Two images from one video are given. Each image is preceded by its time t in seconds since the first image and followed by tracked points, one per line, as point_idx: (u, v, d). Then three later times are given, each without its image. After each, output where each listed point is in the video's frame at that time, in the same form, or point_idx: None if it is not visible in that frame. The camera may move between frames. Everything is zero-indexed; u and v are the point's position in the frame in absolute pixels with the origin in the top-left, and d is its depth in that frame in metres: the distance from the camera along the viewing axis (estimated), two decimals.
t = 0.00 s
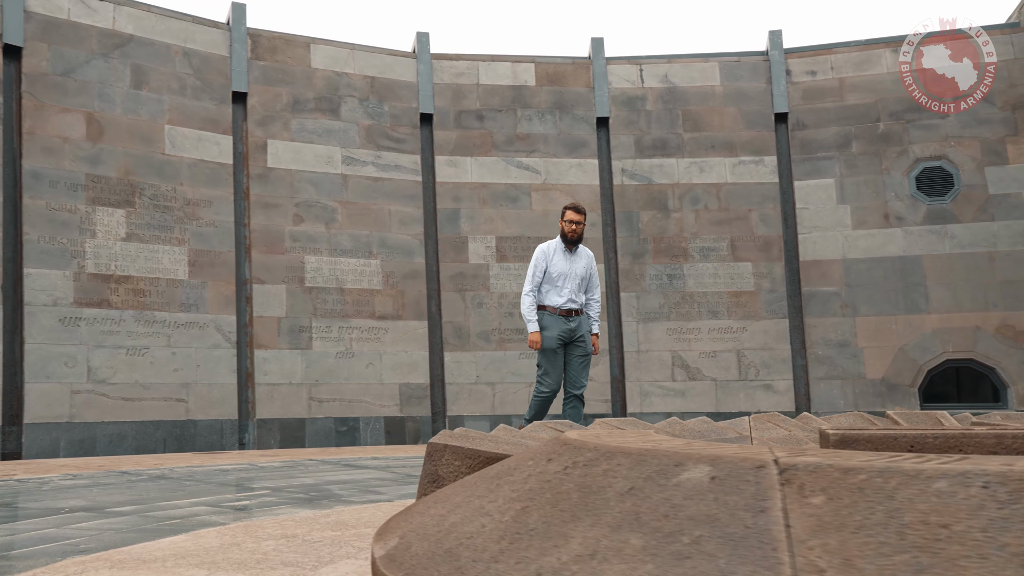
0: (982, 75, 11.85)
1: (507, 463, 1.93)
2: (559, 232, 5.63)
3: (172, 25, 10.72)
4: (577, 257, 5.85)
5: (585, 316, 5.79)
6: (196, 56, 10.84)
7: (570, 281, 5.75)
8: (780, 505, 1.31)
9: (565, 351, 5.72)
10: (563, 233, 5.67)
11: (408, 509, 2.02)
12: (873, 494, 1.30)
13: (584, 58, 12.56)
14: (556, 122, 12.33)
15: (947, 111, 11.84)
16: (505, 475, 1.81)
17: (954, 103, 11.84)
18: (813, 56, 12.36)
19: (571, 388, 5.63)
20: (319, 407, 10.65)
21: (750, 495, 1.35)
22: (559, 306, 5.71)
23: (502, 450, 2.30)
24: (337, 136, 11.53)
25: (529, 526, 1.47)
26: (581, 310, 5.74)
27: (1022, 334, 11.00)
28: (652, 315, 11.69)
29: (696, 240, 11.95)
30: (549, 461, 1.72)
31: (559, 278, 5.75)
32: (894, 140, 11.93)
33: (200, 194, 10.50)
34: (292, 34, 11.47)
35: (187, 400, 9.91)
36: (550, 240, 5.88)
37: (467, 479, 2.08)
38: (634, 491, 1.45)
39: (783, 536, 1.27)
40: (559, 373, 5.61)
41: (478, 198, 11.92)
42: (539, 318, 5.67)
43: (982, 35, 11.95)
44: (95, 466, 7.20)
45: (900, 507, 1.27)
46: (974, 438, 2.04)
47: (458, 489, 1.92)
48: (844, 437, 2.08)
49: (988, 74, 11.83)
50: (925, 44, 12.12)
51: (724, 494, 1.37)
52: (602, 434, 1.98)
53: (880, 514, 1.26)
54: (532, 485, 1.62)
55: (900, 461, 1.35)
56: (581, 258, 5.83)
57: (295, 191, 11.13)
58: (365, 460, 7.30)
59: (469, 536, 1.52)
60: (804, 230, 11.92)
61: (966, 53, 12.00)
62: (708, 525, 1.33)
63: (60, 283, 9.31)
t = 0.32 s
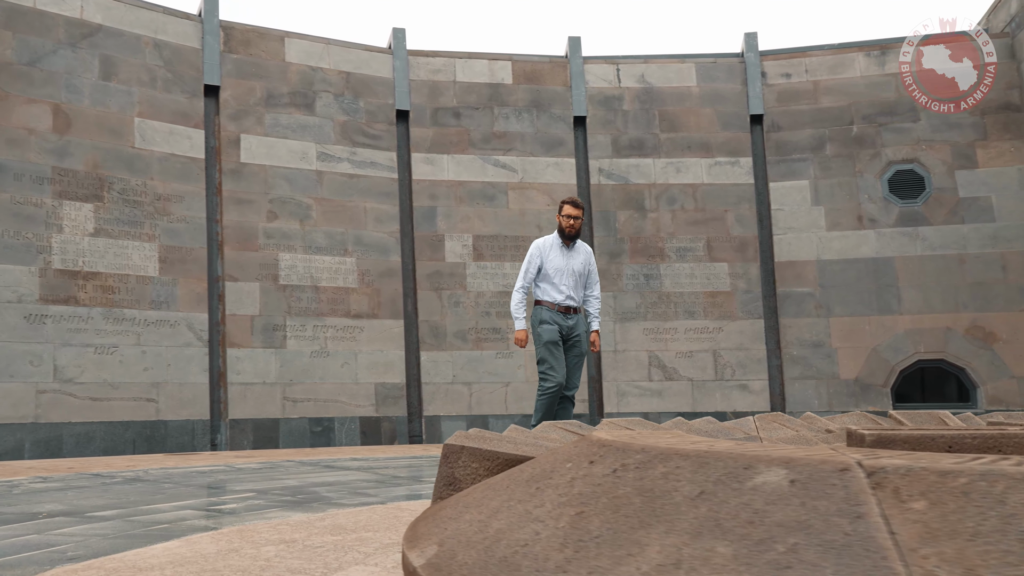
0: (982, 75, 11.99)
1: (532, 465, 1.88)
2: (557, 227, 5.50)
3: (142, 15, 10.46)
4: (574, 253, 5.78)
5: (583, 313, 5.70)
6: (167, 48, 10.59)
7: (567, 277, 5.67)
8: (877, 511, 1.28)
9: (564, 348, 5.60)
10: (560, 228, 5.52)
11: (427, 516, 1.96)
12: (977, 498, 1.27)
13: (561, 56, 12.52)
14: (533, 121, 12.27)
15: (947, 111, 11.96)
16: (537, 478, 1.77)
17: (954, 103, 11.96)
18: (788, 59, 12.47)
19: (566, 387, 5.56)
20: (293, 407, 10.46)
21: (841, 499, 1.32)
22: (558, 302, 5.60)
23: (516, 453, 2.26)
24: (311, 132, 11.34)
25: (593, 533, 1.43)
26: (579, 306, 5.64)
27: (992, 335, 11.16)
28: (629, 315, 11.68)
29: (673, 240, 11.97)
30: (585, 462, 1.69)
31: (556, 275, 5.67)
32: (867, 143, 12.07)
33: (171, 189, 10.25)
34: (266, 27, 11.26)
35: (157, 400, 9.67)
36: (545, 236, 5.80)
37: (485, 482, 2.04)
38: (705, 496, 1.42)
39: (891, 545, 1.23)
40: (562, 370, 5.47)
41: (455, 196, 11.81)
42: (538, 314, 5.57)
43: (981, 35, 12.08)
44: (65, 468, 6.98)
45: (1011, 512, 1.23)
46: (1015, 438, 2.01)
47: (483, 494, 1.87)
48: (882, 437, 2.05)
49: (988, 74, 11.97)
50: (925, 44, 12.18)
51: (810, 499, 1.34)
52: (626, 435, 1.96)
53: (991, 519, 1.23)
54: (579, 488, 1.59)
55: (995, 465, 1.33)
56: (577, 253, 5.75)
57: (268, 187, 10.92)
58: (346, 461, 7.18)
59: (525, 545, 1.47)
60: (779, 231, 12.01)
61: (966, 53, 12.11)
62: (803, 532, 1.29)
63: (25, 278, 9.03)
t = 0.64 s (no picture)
0: (982, 75, 11.97)
1: (566, 470, 1.90)
2: (553, 224, 5.42)
3: (110, 6, 10.18)
4: (570, 251, 5.71)
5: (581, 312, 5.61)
6: (135, 39, 10.32)
7: (563, 275, 5.59)
8: (981, 523, 1.28)
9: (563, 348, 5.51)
10: (556, 225, 5.45)
11: (457, 522, 1.96)
12: None
13: (537, 56, 12.47)
14: (509, 120, 12.19)
15: (947, 111, 12.08)
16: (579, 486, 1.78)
17: (954, 103, 12.06)
18: (762, 62, 12.57)
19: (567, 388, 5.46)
20: (265, 408, 10.25)
21: (938, 511, 1.32)
22: (554, 301, 5.52)
23: (532, 457, 2.22)
24: (284, 128, 11.13)
25: (664, 547, 1.44)
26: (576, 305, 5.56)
27: (960, 336, 11.32)
28: (604, 316, 11.65)
29: (648, 241, 11.97)
30: (630, 470, 1.72)
31: (552, 273, 5.59)
32: (839, 147, 12.21)
33: (140, 184, 9.98)
34: (237, 21, 11.03)
35: (124, 401, 9.41)
36: (540, 233, 5.71)
37: (512, 485, 2.05)
38: (781, 508, 1.44)
39: (1008, 558, 1.21)
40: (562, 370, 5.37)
41: (430, 195, 11.69)
42: (534, 314, 5.48)
43: (981, 34, 11.96)
44: (31, 472, 6.73)
45: None
46: None
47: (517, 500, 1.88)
48: (917, 441, 1.98)
49: (988, 73, 11.93)
50: (926, 44, 12.20)
51: (902, 511, 1.35)
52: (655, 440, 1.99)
53: None
54: (635, 499, 1.61)
55: None
56: (573, 252, 5.68)
57: (240, 183, 10.69)
58: (326, 464, 7.05)
59: (588, 558, 1.49)
60: (753, 233, 12.08)
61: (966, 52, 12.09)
62: (908, 547, 1.28)
63: None
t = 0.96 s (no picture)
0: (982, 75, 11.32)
1: (600, 479, 1.83)
2: (546, 222, 5.39)
3: None
4: (562, 250, 5.64)
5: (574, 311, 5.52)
6: (96, 29, 10.00)
7: (555, 275, 5.51)
8: None
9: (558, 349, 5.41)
10: (549, 223, 5.40)
11: (483, 535, 1.87)
12: None
13: (508, 55, 12.40)
14: (479, 119, 12.09)
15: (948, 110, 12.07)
16: (620, 497, 1.71)
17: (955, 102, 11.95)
18: (731, 65, 12.67)
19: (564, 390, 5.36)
20: (230, 409, 10.00)
21: None
22: (548, 301, 5.43)
23: (548, 464, 2.14)
24: (250, 123, 10.89)
25: (734, 563, 1.38)
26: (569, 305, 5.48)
27: (923, 338, 11.51)
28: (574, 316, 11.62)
29: (618, 242, 11.97)
30: (676, 482, 1.65)
31: (545, 273, 5.50)
32: (806, 150, 12.34)
33: (100, 178, 9.67)
34: (203, 12, 10.76)
35: (83, 402, 9.11)
36: (531, 232, 5.63)
37: (536, 494, 1.97)
38: (863, 522, 1.36)
39: None
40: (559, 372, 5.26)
41: (400, 193, 11.53)
42: (527, 315, 5.39)
43: (981, 33, 11.30)
44: None
45: None
46: None
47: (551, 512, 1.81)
48: (949, 448, 1.93)
49: (988, 74, 11.20)
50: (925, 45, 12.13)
51: (1000, 526, 1.26)
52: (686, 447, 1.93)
53: None
54: (689, 512, 1.54)
55: None
56: (566, 250, 5.60)
57: (204, 179, 10.43)
58: (298, 467, 6.88)
59: None
60: (722, 235, 12.16)
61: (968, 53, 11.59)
62: (1017, 567, 1.19)
63: None
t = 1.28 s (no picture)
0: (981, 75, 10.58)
1: (634, 486, 1.74)
2: (536, 217, 5.27)
3: None
4: (553, 246, 5.52)
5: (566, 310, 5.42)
6: (48, 15, 9.64)
7: (548, 272, 5.39)
8: None
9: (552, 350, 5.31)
10: (538, 218, 5.27)
11: (510, 546, 1.77)
12: None
13: (473, 52, 12.30)
14: (445, 116, 11.96)
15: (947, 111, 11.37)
16: (661, 504, 1.62)
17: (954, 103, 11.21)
18: (695, 68, 12.76)
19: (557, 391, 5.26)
20: (188, 410, 9.73)
21: None
22: (541, 300, 5.31)
23: (564, 468, 2.06)
24: (210, 116, 10.60)
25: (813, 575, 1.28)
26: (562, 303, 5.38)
27: (881, 339, 11.71)
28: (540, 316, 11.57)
29: (584, 242, 11.94)
30: (723, 488, 1.56)
31: (538, 270, 5.37)
32: (768, 153, 12.47)
33: (52, 170, 9.31)
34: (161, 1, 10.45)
35: (33, 402, 8.77)
36: (521, 228, 5.48)
37: (561, 500, 1.87)
38: (951, 532, 1.26)
39: None
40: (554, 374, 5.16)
41: (364, 190, 11.35)
42: (521, 315, 5.26)
43: (981, 33, 10.66)
44: None
45: None
46: None
47: (583, 520, 1.71)
48: (979, 450, 1.91)
49: (988, 73, 10.47)
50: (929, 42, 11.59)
51: None
52: (718, 450, 1.85)
53: None
54: (747, 520, 1.45)
55: None
56: (557, 246, 5.49)
57: (162, 172, 10.12)
58: (263, 470, 6.70)
59: None
60: (686, 236, 12.22)
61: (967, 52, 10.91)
62: None
63: None
